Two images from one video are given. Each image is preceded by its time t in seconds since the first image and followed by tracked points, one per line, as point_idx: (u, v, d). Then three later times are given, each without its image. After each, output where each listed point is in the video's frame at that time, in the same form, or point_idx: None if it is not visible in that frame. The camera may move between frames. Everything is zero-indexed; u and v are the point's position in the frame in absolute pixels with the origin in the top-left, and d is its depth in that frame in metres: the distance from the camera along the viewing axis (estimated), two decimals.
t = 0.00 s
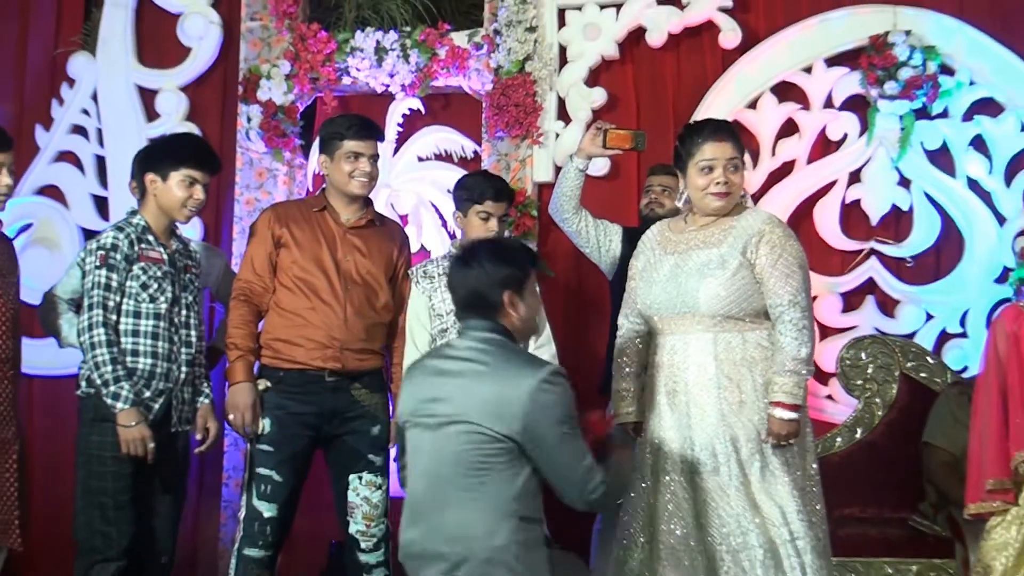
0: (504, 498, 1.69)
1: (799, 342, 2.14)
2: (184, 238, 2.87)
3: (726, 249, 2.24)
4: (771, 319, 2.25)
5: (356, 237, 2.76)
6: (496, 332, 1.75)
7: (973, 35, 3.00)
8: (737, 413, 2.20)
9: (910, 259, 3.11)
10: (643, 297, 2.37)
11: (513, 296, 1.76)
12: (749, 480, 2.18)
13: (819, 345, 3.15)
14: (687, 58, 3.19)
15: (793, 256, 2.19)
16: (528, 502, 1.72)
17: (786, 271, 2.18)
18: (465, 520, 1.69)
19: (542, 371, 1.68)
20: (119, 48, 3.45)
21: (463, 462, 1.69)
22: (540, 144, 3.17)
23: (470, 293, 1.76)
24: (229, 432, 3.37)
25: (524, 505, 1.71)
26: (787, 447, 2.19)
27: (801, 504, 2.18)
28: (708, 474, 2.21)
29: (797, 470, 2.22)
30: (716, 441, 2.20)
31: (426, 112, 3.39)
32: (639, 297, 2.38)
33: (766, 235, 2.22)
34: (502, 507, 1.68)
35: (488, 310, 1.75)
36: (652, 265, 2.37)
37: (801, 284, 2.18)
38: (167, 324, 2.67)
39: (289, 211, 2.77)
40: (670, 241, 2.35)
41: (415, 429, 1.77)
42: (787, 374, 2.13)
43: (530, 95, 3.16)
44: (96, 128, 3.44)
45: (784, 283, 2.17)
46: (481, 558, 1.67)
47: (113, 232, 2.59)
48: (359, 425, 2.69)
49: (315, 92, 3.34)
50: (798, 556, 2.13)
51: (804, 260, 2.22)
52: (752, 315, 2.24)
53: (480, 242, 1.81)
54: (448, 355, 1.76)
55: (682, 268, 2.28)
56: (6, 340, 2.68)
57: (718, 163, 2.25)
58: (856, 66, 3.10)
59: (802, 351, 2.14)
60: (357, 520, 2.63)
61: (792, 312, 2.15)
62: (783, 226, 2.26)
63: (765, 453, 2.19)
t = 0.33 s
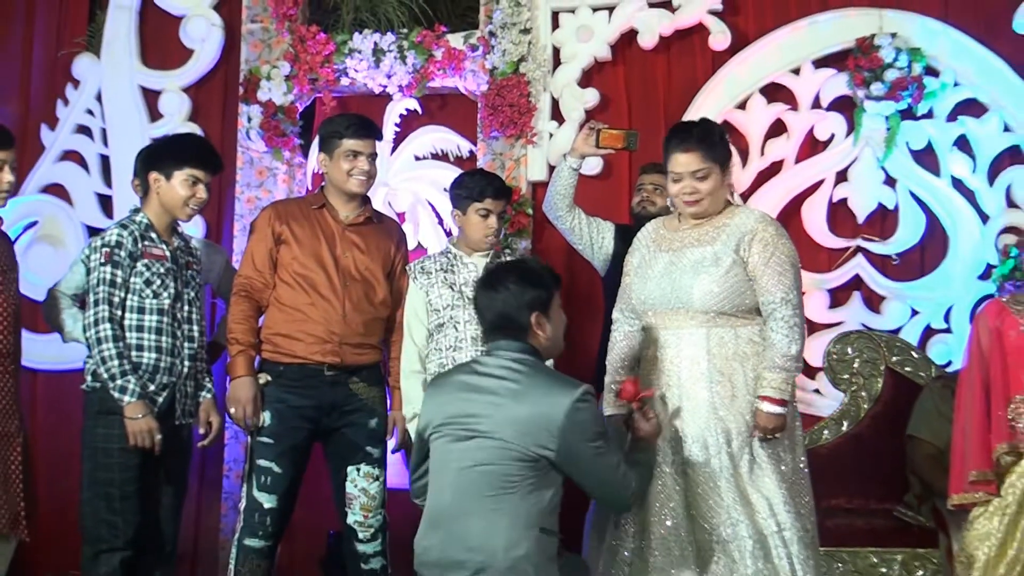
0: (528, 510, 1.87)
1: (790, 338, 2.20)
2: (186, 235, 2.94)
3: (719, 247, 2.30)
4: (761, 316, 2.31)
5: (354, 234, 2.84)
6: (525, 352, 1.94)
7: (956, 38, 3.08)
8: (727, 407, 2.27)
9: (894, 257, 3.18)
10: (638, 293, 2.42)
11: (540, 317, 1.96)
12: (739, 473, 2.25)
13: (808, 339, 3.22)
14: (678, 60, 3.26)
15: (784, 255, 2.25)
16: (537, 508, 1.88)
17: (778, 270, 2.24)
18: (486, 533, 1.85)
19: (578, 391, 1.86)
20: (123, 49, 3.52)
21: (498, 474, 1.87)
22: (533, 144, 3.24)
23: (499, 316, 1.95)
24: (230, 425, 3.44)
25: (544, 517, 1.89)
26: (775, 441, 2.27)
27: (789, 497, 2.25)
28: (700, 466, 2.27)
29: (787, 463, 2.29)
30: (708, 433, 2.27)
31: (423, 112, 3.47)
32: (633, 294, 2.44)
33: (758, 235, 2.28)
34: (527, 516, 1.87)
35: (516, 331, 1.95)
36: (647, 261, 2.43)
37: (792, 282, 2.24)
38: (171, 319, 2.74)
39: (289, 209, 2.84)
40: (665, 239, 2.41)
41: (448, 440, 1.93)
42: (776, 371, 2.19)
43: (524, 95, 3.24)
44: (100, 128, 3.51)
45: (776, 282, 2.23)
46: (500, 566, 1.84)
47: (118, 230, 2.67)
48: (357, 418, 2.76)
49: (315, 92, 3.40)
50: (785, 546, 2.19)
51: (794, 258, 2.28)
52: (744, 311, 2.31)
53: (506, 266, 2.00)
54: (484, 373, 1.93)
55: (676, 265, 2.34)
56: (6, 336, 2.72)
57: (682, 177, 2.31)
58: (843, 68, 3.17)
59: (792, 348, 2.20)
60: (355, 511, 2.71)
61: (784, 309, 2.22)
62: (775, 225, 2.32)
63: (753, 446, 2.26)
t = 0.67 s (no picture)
0: (534, 489, 2.04)
1: (779, 327, 2.28)
2: (184, 228, 3.02)
3: (708, 239, 2.39)
4: (749, 306, 2.41)
5: (349, 226, 2.92)
6: (540, 337, 2.08)
7: (934, 39, 3.18)
8: (717, 395, 2.36)
9: (871, 251, 3.28)
10: (629, 285, 2.50)
11: (558, 307, 2.11)
12: (727, 459, 2.35)
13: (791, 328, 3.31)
14: (664, 59, 3.35)
15: (771, 245, 2.34)
16: (542, 487, 2.05)
17: (766, 261, 2.33)
18: (493, 509, 2.01)
19: (592, 377, 2.01)
20: (122, 46, 3.60)
21: (512, 452, 2.02)
22: (524, 140, 3.34)
23: (518, 301, 2.10)
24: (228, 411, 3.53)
25: (547, 495, 2.06)
26: (765, 426, 2.34)
27: (774, 481, 2.35)
28: (690, 453, 2.36)
29: (774, 449, 2.38)
30: (696, 420, 2.37)
31: (416, 109, 3.54)
32: (624, 285, 2.52)
33: (745, 226, 2.36)
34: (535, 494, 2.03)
35: (534, 316, 2.09)
36: (638, 254, 2.51)
37: (780, 271, 2.33)
38: (172, 309, 2.83)
39: (286, 202, 2.93)
40: (656, 232, 2.50)
41: (464, 415, 2.07)
42: (768, 358, 2.27)
43: (515, 93, 3.33)
44: (100, 123, 3.59)
45: (764, 273, 2.32)
46: (504, 540, 2.00)
47: (120, 223, 2.75)
48: (352, 406, 2.85)
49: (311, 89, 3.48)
50: (771, 531, 2.30)
51: (781, 249, 2.36)
52: (732, 302, 2.40)
53: (530, 256, 2.15)
54: (502, 355, 2.07)
55: (666, 258, 2.43)
56: (5, 324, 2.76)
57: (661, 178, 2.41)
58: (825, 67, 3.27)
59: (782, 335, 2.28)
60: (350, 496, 2.80)
61: (772, 298, 2.30)
62: (762, 217, 2.40)
63: (744, 432, 2.35)
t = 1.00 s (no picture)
0: (530, 473, 2.14)
1: (770, 313, 2.39)
2: (184, 219, 3.10)
3: (700, 229, 2.48)
4: (740, 295, 2.50)
5: (347, 218, 3.01)
6: (542, 327, 2.19)
7: (916, 37, 3.27)
8: (709, 381, 2.45)
9: (856, 243, 3.37)
10: (623, 276, 2.60)
11: (558, 299, 2.21)
12: (719, 445, 2.44)
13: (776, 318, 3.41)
14: (652, 56, 3.45)
15: (761, 233, 2.44)
16: (540, 471, 2.15)
17: (756, 250, 2.43)
18: (492, 491, 2.11)
19: (590, 367, 2.12)
20: (124, 40, 3.68)
21: (513, 436, 2.12)
22: (517, 134, 3.44)
23: (521, 291, 2.19)
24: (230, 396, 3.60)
25: (543, 479, 2.16)
26: (757, 410, 2.43)
27: (763, 466, 2.44)
28: (682, 440, 2.45)
29: (763, 435, 2.48)
30: (691, 407, 2.44)
31: (412, 104, 3.64)
32: (620, 274, 2.61)
33: (736, 216, 2.47)
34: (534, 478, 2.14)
35: (536, 307, 2.19)
36: (631, 246, 2.61)
37: (771, 259, 2.44)
38: (175, 298, 2.92)
39: (284, 193, 3.01)
40: (649, 224, 2.59)
41: (466, 400, 2.17)
42: (759, 343, 2.38)
43: (508, 88, 3.42)
44: (102, 115, 3.67)
45: (755, 261, 2.43)
46: (502, 520, 2.10)
47: (123, 215, 2.83)
48: (348, 392, 2.94)
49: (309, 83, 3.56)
50: (759, 515, 2.40)
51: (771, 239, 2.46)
52: (724, 292, 2.50)
53: (535, 250, 2.25)
54: (504, 342, 2.18)
55: (659, 249, 2.52)
56: (10, 310, 2.83)
57: (651, 184, 2.49)
58: (809, 64, 3.36)
59: (773, 321, 2.39)
60: (346, 479, 2.89)
61: (763, 285, 2.41)
62: (751, 206, 2.50)
63: (736, 417, 2.45)
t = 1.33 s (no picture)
0: (527, 459, 2.21)
1: (762, 306, 2.46)
2: (184, 211, 3.17)
3: (695, 224, 2.55)
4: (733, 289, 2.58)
5: (345, 212, 3.08)
6: (535, 317, 2.26)
7: (901, 37, 3.35)
8: (702, 372, 2.53)
9: (841, 238, 3.45)
10: (620, 270, 2.67)
11: (548, 288, 2.29)
12: (712, 435, 2.52)
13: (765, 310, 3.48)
14: (643, 54, 3.53)
15: (754, 228, 2.51)
16: (537, 458, 2.23)
17: (748, 244, 2.50)
18: (490, 478, 2.18)
19: (583, 355, 2.19)
20: (126, 37, 3.74)
21: (510, 423, 2.20)
22: (511, 131, 3.51)
23: (510, 285, 2.27)
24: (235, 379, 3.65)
25: (540, 466, 2.24)
26: (749, 401, 2.51)
27: (753, 455, 2.52)
28: (675, 429, 2.53)
29: (754, 426, 2.55)
30: (686, 397, 2.52)
31: (408, 99, 3.70)
32: (616, 269, 2.69)
33: (729, 211, 2.54)
34: (530, 464, 2.21)
35: (526, 298, 2.27)
36: (627, 241, 2.68)
37: (763, 253, 2.50)
38: (176, 290, 2.99)
39: (283, 187, 3.08)
40: (644, 219, 2.66)
41: (463, 389, 2.25)
42: (751, 336, 2.45)
43: (502, 85, 3.49)
44: (104, 110, 3.74)
45: (747, 255, 2.49)
46: (500, 507, 2.17)
47: (125, 209, 2.90)
48: (346, 381, 3.01)
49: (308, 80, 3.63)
50: (750, 504, 2.48)
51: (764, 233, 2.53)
52: (718, 285, 2.57)
53: (523, 240, 2.32)
54: (500, 332, 2.25)
55: (654, 243, 2.59)
56: (16, 301, 2.91)
57: (646, 183, 2.54)
58: (797, 62, 3.44)
59: (764, 314, 2.45)
60: (344, 467, 2.97)
61: (755, 278, 2.48)
62: (744, 201, 2.57)
63: (728, 408, 2.53)
